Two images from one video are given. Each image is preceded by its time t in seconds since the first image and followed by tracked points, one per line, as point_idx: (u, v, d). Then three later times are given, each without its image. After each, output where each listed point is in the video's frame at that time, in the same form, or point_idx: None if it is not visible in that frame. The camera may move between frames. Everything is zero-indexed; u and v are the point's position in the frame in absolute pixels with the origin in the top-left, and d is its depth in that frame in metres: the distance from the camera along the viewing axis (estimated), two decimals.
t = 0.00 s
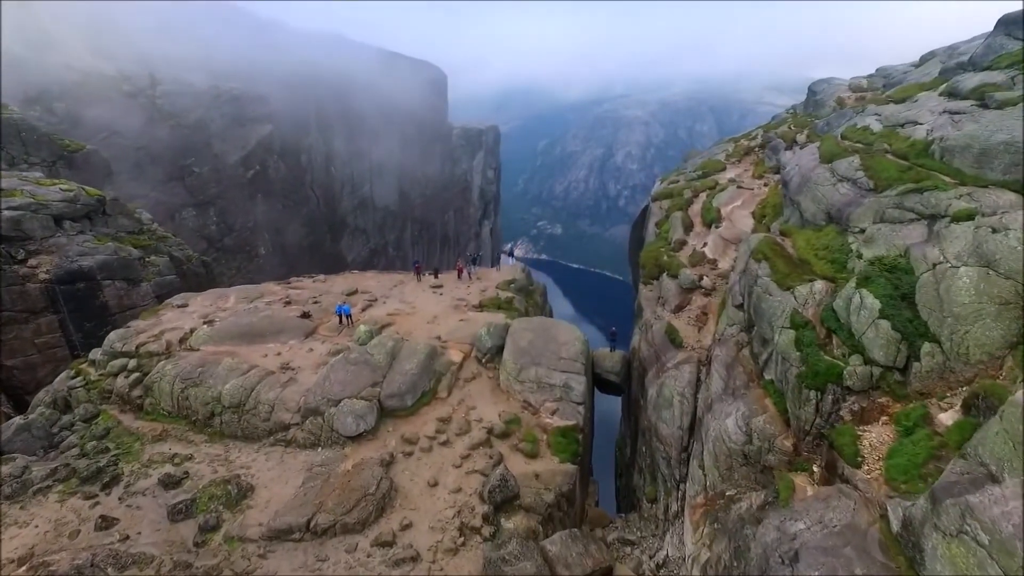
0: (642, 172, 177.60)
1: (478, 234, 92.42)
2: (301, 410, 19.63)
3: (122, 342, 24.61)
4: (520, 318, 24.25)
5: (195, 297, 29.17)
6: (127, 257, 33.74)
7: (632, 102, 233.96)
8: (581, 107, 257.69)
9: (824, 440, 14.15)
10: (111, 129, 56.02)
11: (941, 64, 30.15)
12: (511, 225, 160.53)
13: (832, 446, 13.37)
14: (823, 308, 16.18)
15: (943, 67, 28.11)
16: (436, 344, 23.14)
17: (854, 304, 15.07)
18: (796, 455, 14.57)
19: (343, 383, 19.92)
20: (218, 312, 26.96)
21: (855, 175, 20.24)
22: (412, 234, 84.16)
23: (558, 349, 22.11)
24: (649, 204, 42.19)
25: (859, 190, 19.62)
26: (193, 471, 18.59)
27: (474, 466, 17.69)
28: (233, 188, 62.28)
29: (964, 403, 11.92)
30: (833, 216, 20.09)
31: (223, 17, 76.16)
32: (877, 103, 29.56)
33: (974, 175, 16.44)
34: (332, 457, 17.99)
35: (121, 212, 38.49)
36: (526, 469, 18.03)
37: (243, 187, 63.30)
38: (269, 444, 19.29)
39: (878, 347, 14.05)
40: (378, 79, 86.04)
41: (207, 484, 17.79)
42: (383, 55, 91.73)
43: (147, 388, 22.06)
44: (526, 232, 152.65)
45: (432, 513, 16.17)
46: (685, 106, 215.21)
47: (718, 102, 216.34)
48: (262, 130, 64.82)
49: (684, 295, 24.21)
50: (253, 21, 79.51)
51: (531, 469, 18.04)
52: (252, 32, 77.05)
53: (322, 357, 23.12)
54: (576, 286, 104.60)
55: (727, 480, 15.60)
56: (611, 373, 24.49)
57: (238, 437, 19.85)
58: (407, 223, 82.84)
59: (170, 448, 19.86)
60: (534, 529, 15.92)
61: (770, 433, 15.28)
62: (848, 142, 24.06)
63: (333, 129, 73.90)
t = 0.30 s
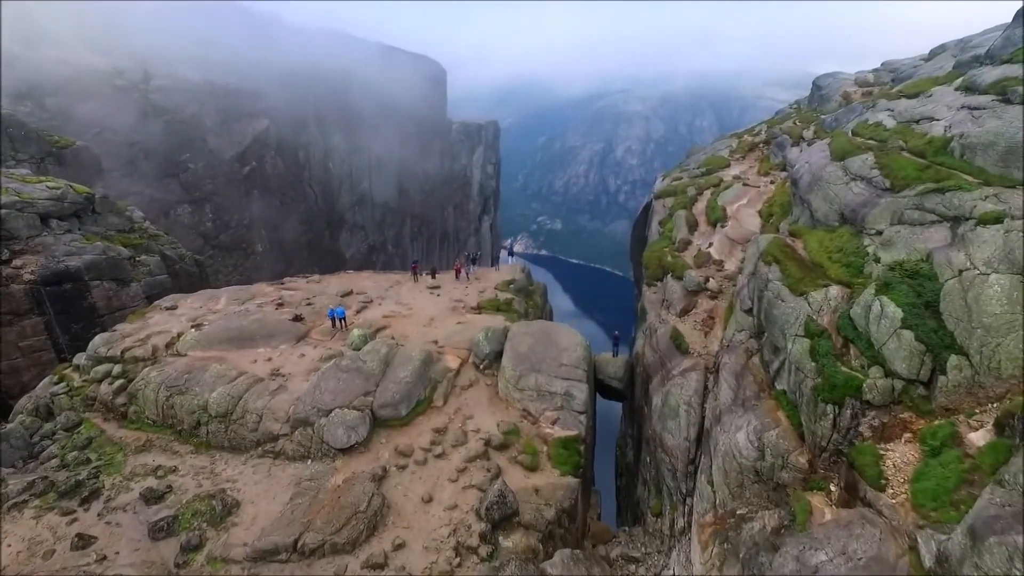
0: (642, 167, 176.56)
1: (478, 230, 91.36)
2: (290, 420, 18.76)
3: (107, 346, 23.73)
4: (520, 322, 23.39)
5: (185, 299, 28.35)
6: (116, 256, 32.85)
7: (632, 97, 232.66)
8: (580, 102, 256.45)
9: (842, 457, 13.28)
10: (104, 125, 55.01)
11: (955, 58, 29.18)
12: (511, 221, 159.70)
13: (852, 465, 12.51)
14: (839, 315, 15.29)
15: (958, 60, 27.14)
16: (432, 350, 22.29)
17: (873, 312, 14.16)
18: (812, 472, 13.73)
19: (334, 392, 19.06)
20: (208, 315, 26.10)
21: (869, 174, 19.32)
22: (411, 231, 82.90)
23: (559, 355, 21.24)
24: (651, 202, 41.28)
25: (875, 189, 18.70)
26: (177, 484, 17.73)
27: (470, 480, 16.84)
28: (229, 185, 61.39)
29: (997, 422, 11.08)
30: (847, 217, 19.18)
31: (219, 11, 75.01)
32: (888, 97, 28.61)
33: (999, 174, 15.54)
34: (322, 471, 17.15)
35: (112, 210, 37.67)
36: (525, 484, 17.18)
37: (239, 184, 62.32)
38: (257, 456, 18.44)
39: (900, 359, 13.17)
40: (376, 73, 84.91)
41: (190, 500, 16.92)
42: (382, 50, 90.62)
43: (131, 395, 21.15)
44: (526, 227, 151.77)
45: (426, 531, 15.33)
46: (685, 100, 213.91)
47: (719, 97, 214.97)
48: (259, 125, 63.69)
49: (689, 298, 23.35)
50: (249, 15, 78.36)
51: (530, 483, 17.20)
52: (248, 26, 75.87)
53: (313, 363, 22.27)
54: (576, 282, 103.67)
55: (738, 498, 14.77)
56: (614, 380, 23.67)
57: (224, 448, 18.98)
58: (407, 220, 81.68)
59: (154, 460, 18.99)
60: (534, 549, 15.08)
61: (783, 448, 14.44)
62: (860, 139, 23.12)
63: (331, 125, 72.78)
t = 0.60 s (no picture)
0: (642, 163, 175.69)
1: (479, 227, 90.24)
2: (278, 433, 17.89)
3: (91, 352, 22.84)
4: (519, 327, 22.52)
5: (174, 302, 27.49)
6: (104, 257, 32.28)
7: (632, 93, 231.44)
8: (580, 98, 255.46)
9: (864, 479, 12.43)
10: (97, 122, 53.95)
11: (969, 53, 28.24)
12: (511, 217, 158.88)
13: (876, 490, 11.67)
14: (857, 325, 14.42)
15: (973, 55, 26.23)
16: (428, 356, 21.42)
17: (896, 323, 13.26)
18: (830, 494, 12.89)
19: (325, 402, 18.18)
20: (196, 319, 25.23)
21: (885, 174, 18.44)
22: (411, 228, 81.15)
23: (560, 362, 20.39)
24: (654, 200, 40.39)
25: (892, 190, 17.79)
26: (159, 501, 16.85)
27: (467, 498, 15.99)
28: (226, 183, 60.56)
29: None
30: (862, 218, 18.30)
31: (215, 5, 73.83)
32: (900, 93, 27.68)
33: None
34: (311, 489, 16.27)
35: (102, 210, 36.94)
36: (524, 501, 16.34)
37: (235, 181, 61.32)
38: (244, 470, 17.56)
39: (925, 374, 12.32)
40: (374, 69, 83.83)
41: (173, 517, 16.05)
42: (381, 46, 89.50)
43: (114, 404, 20.28)
44: (526, 223, 150.93)
45: (420, 554, 14.48)
46: (686, 96, 212.87)
47: (719, 92, 213.84)
48: (256, 121, 62.67)
49: (695, 302, 22.48)
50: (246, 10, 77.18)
51: (530, 500, 16.35)
52: (245, 20, 74.69)
53: (304, 370, 21.42)
54: (577, 278, 102.56)
55: (751, 520, 13.96)
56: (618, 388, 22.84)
57: (210, 461, 18.11)
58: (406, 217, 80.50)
59: (136, 473, 18.11)
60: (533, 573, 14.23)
61: (800, 468, 13.59)
62: (873, 136, 22.22)
63: (329, 121, 71.66)
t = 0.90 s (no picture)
0: (642, 158, 174.41)
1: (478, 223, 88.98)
2: (262, 450, 16.85)
3: (69, 361, 21.76)
4: (518, 335, 21.49)
5: (160, 306, 26.44)
6: (89, 258, 31.24)
7: (632, 88, 230.01)
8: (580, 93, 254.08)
9: (893, 510, 11.39)
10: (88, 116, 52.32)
11: (987, 46, 27.13)
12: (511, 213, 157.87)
13: (909, 525, 10.68)
14: (882, 339, 13.37)
15: (992, 48, 25.11)
16: (423, 366, 20.37)
17: (927, 340, 12.21)
18: (855, 525, 11.86)
19: (311, 417, 17.13)
20: (181, 325, 24.14)
21: (907, 174, 17.37)
22: (410, 224, 79.48)
23: (561, 373, 19.36)
24: (657, 199, 39.25)
25: (914, 191, 16.73)
26: (134, 523, 15.79)
27: (462, 522, 14.95)
28: (221, 179, 59.12)
29: None
30: (882, 222, 17.23)
31: None
32: (916, 88, 26.55)
33: None
34: (296, 512, 15.22)
35: (90, 209, 35.80)
36: (524, 524, 15.26)
37: (230, 177, 59.79)
38: (225, 490, 16.51)
39: (961, 396, 11.26)
40: (372, 63, 82.51)
41: (148, 543, 14.99)
42: (379, 40, 88.17)
43: (91, 417, 19.18)
44: (525, 219, 149.87)
45: None
46: (686, 91, 211.46)
47: (719, 87, 212.39)
48: (251, 116, 61.73)
49: (703, 308, 21.45)
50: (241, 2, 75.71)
51: (530, 524, 15.30)
52: (240, 12, 73.26)
53: (292, 381, 20.37)
54: (578, 273, 101.19)
55: (768, 550, 12.98)
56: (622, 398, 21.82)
57: (190, 480, 17.06)
58: (406, 213, 79.03)
59: (111, 492, 17.05)
60: None
61: (821, 494, 12.56)
62: (890, 133, 21.08)
63: (326, 116, 70.32)
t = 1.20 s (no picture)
0: (643, 154, 173.28)
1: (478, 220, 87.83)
2: (247, 467, 15.97)
3: (49, 369, 20.84)
4: (517, 342, 20.62)
5: (146, 310, 25.52)
6: (75, 260, 30.25)
7: (631, 83, 228.80)
8: (579, 88, 252.90)
9: (921, 541, 10.63)
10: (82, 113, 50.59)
11: (1003, 40, 26.17)
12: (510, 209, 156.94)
13: (944, 562, 10.05)
14: (905, 353, 12.45)
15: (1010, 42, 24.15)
16: (417, 375, 19.51)
17: (957, 355, 11.26)
18: (879, 555, 11.11)
19: (298, 432, 16.25)
20: (167, 331, 23.22)
21: (927, 174, 16.41)
22: (409, 220, 78.60)
23: (562, 383, 18.48)
24: (659, 197, 38.32)
25: (935, 192, 15.76)
26: (110, 545, 14.88)
27: (457, 545, 14.07)
28: (216, 176, 57.37)
29: None
30: (902, 225, 16.32)
31: None
32: (929, 83, 25.59)
33: None
34: (281, 534, 14.35)
35: (78, 208, 34.79)
36: (522, 547, 14.38)
37: (225, 175, 57.62)
38: (208, 509, 15.63)
39: (998, 418, 10.27)
40: (370, 59, 81.28)
41: (124, 568, 14.09)
42: (377, 35, 86.97)
43: (69, 430, 18.25)
44: (525, 215, 148.95)
45: None
46: (686, 87, 210.21)
47: (720, 83, 211.09)
48: (247, 113, 59.42)
49: (710, 314, 20.55)
50: None
51: (529, 546, 14.43)
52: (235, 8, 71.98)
53: (281, 391, 19.48)
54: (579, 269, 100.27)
55: None
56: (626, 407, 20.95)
57: (172, 497, 16.18)
58: (404, 208, 77.76)
59: (88, 510, 16.13)
60: None
61: (841, 521, 11.73)
62: (906, 132, 20.12)
63: (325, 111, 68.66)
